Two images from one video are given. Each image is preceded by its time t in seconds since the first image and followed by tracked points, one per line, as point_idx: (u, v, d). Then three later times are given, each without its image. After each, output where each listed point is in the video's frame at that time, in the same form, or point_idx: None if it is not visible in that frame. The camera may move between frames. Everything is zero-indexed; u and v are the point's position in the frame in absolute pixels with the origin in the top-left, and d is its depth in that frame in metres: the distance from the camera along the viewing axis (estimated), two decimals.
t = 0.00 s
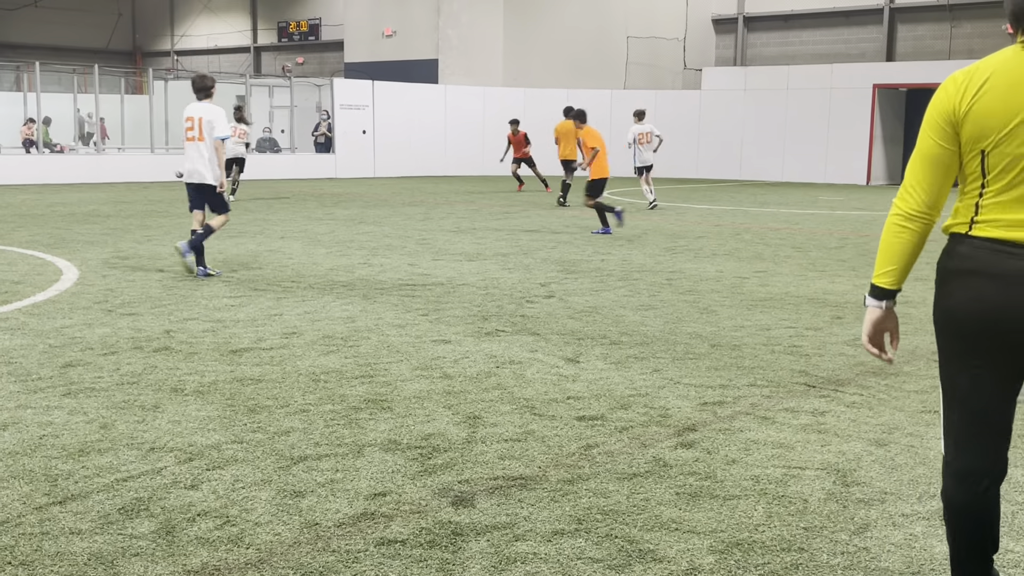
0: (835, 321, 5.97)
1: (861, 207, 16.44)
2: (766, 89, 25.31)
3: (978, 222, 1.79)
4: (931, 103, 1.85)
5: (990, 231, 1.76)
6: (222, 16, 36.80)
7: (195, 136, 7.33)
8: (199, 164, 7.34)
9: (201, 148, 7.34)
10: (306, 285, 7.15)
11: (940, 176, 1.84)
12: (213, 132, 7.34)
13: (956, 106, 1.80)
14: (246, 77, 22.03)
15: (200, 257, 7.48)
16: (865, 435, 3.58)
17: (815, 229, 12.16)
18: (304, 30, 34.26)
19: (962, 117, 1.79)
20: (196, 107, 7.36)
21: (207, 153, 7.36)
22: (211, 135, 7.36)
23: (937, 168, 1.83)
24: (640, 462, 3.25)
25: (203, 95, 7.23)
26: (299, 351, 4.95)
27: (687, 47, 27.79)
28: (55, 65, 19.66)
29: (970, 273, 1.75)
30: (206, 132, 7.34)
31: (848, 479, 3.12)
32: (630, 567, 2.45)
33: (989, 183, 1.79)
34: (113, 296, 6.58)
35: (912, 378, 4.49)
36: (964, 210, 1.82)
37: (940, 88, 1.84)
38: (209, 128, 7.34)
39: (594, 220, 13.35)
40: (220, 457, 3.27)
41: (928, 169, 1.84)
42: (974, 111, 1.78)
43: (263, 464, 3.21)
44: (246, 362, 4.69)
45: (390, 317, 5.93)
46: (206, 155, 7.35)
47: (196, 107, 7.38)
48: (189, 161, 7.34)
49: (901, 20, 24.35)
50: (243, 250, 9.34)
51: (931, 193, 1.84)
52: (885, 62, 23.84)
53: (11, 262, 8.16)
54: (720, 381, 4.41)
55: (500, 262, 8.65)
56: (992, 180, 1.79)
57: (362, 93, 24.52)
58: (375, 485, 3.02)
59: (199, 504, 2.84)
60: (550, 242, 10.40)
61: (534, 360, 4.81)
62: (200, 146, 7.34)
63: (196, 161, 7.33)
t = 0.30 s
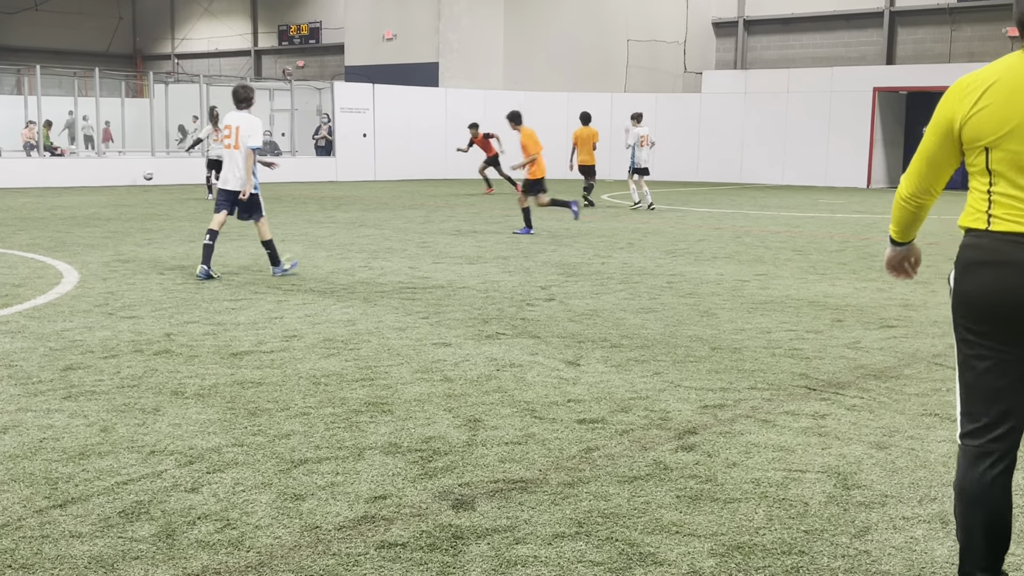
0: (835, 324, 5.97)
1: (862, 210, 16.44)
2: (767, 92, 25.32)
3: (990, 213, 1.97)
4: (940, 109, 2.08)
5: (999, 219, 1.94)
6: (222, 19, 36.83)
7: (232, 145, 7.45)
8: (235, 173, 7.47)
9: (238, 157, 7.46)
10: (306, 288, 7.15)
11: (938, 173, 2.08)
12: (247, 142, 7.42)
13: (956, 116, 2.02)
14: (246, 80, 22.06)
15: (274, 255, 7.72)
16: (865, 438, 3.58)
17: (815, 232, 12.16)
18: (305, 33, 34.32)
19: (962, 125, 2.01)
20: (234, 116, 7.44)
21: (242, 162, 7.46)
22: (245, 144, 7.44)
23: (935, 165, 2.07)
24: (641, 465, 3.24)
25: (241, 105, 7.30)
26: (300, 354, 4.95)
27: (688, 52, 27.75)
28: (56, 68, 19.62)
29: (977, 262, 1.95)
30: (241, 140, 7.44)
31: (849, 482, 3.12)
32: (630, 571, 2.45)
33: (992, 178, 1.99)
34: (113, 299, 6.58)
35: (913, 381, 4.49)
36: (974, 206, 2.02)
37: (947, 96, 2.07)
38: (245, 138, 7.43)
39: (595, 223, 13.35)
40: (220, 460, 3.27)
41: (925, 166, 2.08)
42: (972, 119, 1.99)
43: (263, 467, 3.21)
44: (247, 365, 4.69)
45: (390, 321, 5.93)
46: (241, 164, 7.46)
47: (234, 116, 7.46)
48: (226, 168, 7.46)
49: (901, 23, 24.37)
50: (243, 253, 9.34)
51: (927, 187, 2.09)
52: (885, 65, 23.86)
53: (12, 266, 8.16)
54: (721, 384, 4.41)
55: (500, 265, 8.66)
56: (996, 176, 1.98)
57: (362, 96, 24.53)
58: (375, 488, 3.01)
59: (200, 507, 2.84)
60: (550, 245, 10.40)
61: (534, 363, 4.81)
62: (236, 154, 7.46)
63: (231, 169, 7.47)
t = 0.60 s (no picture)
0: (835, 326, 5.96)
1: (862, 213, 16.43)
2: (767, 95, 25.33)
3: None
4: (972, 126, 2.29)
5: None
6: (222, 21, 36.87)
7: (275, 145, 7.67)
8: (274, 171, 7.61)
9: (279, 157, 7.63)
10: (306, 291, 7.15)
11: (974, 188, 2.25)
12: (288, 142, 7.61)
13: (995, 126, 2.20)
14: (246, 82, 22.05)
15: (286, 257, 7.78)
16: (865, 441, 3.58)
17: (816, 235, 12.14)
18: (305, 35, 34.34)
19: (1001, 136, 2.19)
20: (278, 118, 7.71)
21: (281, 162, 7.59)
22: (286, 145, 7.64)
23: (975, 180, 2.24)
24: (640, 468, 3.24)
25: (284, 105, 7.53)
26: (299, 356, 4.95)
27: (688, 54, 27.79)
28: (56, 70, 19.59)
29: (1016, 263, 2.12)
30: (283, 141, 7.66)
31: (848, 484, 3.12)
32: (631, 572, 2.45)
33: None
34: (113, 301, 6.59)
35: (913, 383, 4.49)
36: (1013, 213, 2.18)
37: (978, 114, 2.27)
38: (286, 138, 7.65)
39: (594, 225, 13.35)
40: (220, 462, 3.27)
41: (968, 181, 2.25)
42: (1011, 130, 2.17)
43: (263, 469, 3.21)
44: (246, 367, 4.69)
45: (390, 323, 5.92)
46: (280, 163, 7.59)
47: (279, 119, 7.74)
48: (268, 168, 7.63)
49: (901, 26, 24.39)
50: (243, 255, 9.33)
51: (968, 202, 2.25)
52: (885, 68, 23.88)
53: (12, 267, 8.17)
54: (721, 387, 4.41)
55: (499, 268, 8.65)
56: None
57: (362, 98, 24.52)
58: (375, 491, 3.01)
59: (199, 509, 2.84)
60: (550, 247, 10.39)
61: (533, 366, 4.81)
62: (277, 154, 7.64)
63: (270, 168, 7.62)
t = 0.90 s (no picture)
0: (835, 328, 5.96)
1: (862, 214, 16.45)
2: (766, 96, 25.34)
3: None
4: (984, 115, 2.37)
5: None
6: (222, 22, 36.89)
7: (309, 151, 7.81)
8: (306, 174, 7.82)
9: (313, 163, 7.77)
10: (305, 291, 7.15)
11: (1001, 178, 2.33)
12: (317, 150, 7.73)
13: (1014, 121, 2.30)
14: (246, 83, 22.02)
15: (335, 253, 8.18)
16: (864, 443, 3.58)
17: (815, 236, 12.14)
18: (305, 36, 34.36)
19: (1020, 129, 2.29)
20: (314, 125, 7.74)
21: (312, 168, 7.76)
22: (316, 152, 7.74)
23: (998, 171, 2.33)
24: (640, 469, 3.24)
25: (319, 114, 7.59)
26: (299, 356, 4.95)
27: (688, 55, 27.74)
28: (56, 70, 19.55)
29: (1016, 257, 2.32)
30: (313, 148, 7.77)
31: (848, 486, 3.12)
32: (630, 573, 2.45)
33: None
34: (113, 301, 6.59)
35: (912, 385, 4.49)
36: None
37: (992, 104, 2.35)
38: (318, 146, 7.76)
39: (594, 226, 13.35)
40: (219, 463, 3.27)
41: (991, 173, 2.33)
42: None
43: (262, 469, 3.20)
44: (246, 367, 4.69)
45: (389, 323, 5.92)
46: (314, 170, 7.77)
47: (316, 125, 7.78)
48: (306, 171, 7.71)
49: (901, 27, 24.41)
50: (242, 256, 9.33)
51: (994, 193, 2.33)
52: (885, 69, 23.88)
53: (12, 267, 8.18)
54: (720, 388, 4.41)
55: (499, 268, 8.65)
56: None
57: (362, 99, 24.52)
58: (374, 491, 3.01)
59: (199, 509, 2.84)
60: (550, 249, 10.39)
61: (533, 367, 4.81)
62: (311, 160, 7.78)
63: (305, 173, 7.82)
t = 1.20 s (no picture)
0: (834, 328, 5.97)
1: (861, 215, 16.48)
2: (766, 97, 25.34)
3: None
4: (988, 121, 2.43)
5: None
6: (222, 22, 36.88)
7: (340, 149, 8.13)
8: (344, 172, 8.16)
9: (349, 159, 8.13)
10: (305, 291, 7.15)
11: (994, 182, 2.40)
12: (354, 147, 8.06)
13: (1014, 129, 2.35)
14: (246, 83, 22.00)
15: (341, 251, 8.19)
16: (864, 443, 3.58)
17: (815, 237, 12.17)
18: (305, 36, 34.37)
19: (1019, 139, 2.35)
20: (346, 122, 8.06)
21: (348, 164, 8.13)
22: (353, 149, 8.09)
23: (992, 178, 2.40)
24: (639, 469, 3.24)
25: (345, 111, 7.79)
26: (299, 356, 4.95)
27: (688, 55, 27.70)
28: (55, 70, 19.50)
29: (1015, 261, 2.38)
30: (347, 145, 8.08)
31: (848, 486, 3.12)
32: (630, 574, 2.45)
33: None
34: (113, 301, 6.59)
35: (912, 385, 4.50)
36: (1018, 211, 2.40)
37: (996, 108, 2.41)
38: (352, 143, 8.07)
39: (594, 227, 13.38)
40: (219, 462, 3.27)
41: (984, 176, 2.40)
42: None
43: (262, 469, 3.20)
44: (246, 367, 4.69)
45: (389, 323, 5.93)
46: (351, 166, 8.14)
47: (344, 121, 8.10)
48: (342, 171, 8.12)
49: (902, 28, 24.41)
50: (243, 255, 9.33)
51: (986, 195, 2.41)
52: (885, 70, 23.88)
53: (11, 267, 8.18)
54: (720, 389, 4.41)
55: (499, 268, 8.67)
56: None
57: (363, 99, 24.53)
58: (374, 491, 3.01)
59: (198, 509, 2.84)
60: (550, 249, 10.41)
61: (533, 367, 4.82)
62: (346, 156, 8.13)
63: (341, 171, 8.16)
